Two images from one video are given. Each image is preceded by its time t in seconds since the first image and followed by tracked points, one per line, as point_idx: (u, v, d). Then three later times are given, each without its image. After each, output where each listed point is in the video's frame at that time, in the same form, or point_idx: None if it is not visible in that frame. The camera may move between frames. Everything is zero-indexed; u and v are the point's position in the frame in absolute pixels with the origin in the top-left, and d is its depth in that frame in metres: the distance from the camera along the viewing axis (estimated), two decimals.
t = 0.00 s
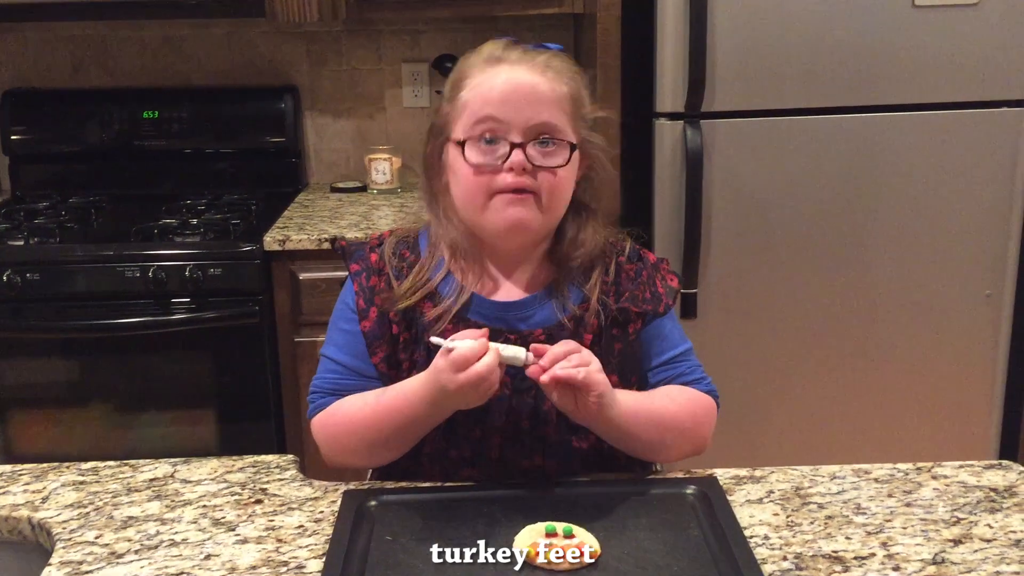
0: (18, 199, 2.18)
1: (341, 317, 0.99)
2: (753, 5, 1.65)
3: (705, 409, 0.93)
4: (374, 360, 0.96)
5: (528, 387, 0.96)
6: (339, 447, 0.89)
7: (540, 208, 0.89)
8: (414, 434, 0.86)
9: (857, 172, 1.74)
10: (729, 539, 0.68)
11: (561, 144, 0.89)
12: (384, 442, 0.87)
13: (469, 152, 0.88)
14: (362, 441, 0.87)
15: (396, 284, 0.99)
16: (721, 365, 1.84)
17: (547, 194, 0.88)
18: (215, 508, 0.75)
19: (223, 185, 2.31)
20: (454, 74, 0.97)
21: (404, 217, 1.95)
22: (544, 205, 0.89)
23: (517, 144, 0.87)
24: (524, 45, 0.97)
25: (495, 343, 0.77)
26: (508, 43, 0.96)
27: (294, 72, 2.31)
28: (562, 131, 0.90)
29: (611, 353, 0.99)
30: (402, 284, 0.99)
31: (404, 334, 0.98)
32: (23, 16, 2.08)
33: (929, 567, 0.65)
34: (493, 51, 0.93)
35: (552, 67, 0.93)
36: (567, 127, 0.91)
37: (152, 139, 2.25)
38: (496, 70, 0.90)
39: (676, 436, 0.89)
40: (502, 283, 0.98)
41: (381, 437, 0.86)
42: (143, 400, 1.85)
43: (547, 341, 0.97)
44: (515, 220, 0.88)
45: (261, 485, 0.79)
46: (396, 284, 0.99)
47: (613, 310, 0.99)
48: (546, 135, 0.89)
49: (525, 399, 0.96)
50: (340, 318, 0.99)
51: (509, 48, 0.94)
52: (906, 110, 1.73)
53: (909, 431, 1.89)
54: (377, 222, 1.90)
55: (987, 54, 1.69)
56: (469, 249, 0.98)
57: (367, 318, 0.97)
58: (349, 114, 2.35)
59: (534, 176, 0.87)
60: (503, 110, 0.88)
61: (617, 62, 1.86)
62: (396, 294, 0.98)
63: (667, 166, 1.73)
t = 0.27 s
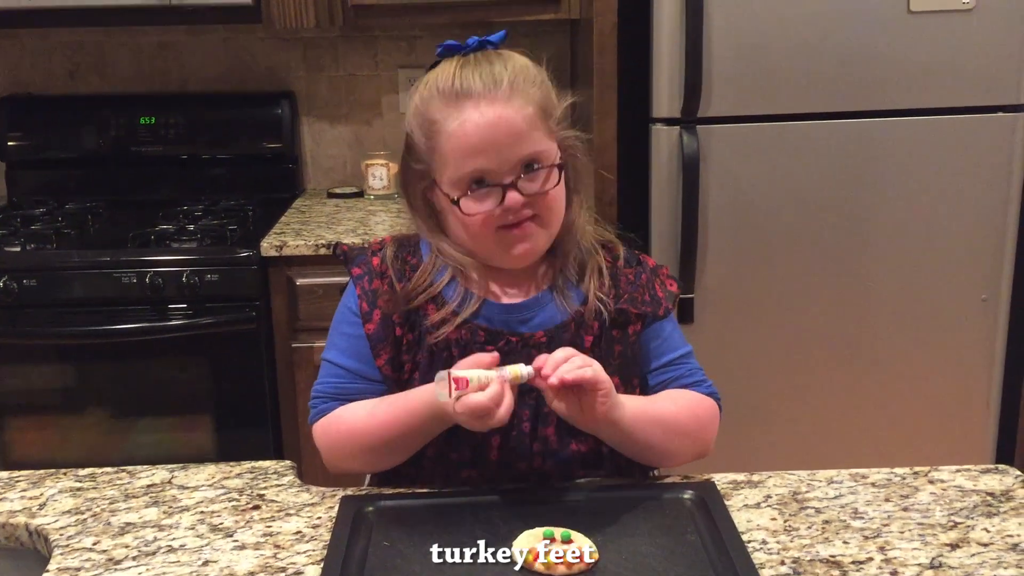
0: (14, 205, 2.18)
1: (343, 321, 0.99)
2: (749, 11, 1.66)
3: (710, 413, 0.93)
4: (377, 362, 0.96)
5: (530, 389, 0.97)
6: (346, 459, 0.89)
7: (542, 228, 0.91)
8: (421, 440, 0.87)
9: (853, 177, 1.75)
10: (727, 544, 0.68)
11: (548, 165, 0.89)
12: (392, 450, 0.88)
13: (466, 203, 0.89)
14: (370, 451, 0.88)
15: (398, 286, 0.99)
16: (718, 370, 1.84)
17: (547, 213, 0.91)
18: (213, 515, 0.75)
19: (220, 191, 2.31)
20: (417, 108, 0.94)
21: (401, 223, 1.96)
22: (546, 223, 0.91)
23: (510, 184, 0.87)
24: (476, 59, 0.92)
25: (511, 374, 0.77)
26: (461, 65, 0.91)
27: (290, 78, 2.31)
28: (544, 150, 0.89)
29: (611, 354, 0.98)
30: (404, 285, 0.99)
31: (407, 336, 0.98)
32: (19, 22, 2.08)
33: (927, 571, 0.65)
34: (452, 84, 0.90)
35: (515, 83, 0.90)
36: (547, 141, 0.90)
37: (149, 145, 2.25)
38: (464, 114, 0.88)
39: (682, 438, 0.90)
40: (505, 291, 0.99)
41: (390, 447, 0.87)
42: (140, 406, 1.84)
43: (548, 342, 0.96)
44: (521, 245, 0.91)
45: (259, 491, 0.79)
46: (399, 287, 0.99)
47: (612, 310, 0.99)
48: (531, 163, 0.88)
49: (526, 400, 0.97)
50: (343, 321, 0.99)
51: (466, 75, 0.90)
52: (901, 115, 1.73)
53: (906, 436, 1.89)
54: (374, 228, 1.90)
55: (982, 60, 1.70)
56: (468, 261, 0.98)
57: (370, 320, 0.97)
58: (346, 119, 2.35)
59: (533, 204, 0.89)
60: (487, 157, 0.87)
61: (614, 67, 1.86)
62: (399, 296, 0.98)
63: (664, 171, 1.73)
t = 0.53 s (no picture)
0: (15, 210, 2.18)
1: (342, 324, 0.99)
2: (748, 14, 1.66)
3: (711, 387, 0.93)
4: (377, 362, 0.96)
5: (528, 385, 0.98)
6: (347, 464, 0.88)
7: (540, 240, 0.92)
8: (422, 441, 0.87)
9: (853, 181, 1.75)
10: (729, 549, 0.68)
11: (544, 180, 0.90)
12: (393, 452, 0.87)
13: (465, 224, 0.90)
14: (371, 455, 0.87)
15: (397, 288, 0.99)
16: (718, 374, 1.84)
17: (543, 227, 0.91)
18: (214, 520, 0.75)
19: (220, 195, 2.31)
20: (409, 128, 0.94)
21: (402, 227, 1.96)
22: (544, 235, 0.92)
23: (508, 202, 0.88)
24: (465, 76, 0.92)
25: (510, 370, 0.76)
26: (451, 84, 0.91)
27: (291, 83, 2.32)
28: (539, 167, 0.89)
29: (607, 348, 0.99)
30: (402, 287, 0.99)
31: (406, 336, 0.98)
32: (20, 28, 2.08)
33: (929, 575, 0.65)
34: (444, 106, 0.89)
35: (507, 101, 0.89)
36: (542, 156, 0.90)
37: (149, 150, 2.25)
38: (458, 138, 0.88)
39: (685, 413, 0.89)
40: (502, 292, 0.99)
41: (391, 451, 0.87)
42: (140, 411, 1.84)
43: (544, 341, 0.96)
44: (520, 257, 0.92)
45: (260, 496, 0.79)
46: (398, 289, 0.99)
47: (602, 303, 0.99)
48: (528, 181, 0.88)
49: (524, 397, 0.98)
50: (342, 325, 0.99)
51: (457, 95, 0.90)
52: (901, 119, 1.73)
53: (907, 439, 1.89)
54: (375, 232, 1.90)
55: (982, 64, 1.70)
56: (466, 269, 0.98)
57: (369, 321, 0.97)
58: (346, 124, 2.35)
59: (529, 220, 0.89)
60: (484, 178, 0.87)
61: (614, 71, 1.86)
62: (397, 297, 0.98)
63: (664, 175, 1.73)
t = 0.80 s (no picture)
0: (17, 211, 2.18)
1: (342, 324, 1.00)
2: (750, 14, 1.66)
3: (705, 370, 0.91)
4: (376, 357, 0.96)
5: (522, 378, 0.97)
6: (340, 448, 0.88)
7: (529, 247, 0.92)
8: (411, 423, 0.85)
9: (854, 180, 1.75)
10: (731, 549, 0.68)
11: (534, 189, 0.89)
12: (383, 435, 0.86)
13: (455, 228, 0.90)
14: (361, 437, 0.86)
15: (393, 285, 1.00)
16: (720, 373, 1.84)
17: (533, 236, 0.91)
18: (216, 519, 0.75)
19: (223, 196, 2.31)
20: (406, 133, 0.94)
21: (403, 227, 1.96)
22: (534, 244, 0.92)
23: (498, 211, 0.87)
24: (461, 85, 0.92)
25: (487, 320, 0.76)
26: (446, 93, 0.92)
27: (293, 83, 2.32)
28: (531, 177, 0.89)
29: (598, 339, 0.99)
30: (399, 284, 1.00)
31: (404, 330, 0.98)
32: (22, 28, 2.08)
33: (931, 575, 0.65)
34: (438, 116, 0.90)
35: (501, 111, 0.89)
36: (535, 167, 0.90)
37: (152, 150, 2.26)
38: (451, 146, 0.88)
39: (672, 387, 0.88)
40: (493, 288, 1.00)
41: (378, 431, 0.85)
42: (143, 411, 1.84)
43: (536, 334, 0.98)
44: (508, 262, 0.92)
45: (262, 495, 0.79)
46: (394, 286, 1.00)
47: (591, 294, 1.00)
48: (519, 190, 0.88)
49: (518, 392, 0.97)
50: (342, 324, 1.00)
51: (453, 103, 0.90)
52: (903, 118, 1.73)
53: (908, 439, 1.89)
54: (376, 231, 1.90)
55: (984, 63, 1.70)
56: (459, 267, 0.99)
57: (366, 318, 0.98)
58: (348, 124, 2.35)
59: (519, 229, 0.89)
60: (474, 186, 0.87)
61: (615, 71, 1.86)
62: (394, 293, 0.99)
63: (666, 175, 1.73)
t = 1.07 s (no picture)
0: (16, 187, 2.17)
1: (348, 294, 1.00)
2: None
3: (695, 367, 0.91)
4: (382, 327, 0.95)
5: (522, 359, 0.96)
6: (353, 416, 0.88)
7: (532, 224, 0.92)
8: (423, 383, 0.85)
9: (857, 164, 1.74)
10: (728, 531, 0.68)
11: (574, 185, 0.91)
12: (392, 399, 0.86)
13: (494, 160, 0.90)
14: (367, 401, 0.87)
15: (402, 257, 1.01)
16: (720, 356, 1.84)
17: (544, 217, 0.92)
18: (214, 497, 0.75)
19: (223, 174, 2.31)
20: (518, 70, 0.96)
21: (404, 206, 1.95)
22: (541, 223, 0.92)
23: (535, 170, 0.89)
24: (600, 81, 0.96)
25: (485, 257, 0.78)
26: (580, 70, 0.95)
27: (294, 61, 2.30)
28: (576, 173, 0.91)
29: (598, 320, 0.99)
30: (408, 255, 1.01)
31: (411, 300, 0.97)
32: (21, 3, 2.07)
33: (928, 558, 0.65)
34: (549, 76, 0.93)
35: (605, 116, 0.94)
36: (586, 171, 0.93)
37: (152, 127, 2.25)
38: (558, 96, 0.90)
39: (665, 372, 0.88)
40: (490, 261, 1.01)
41: (384, 394, 0.86)
42: (142, 388, 1.85)
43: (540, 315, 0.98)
44: (505, 228, 0.92)
45: (260, 473, 0.79)
46: (404, 258, 1.01)
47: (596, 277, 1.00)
48: (560, 174, 0.90)
49: (519, 372, 0.96)
50: (348, 294, 1.00)
51: (585, 80, 0.93)
52: (907, 102, 1.72)
53: (906, 423, 1.89)
54: (377, 211, 1.90)
55: (989, 47, 1.69)
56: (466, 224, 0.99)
57: (374, 288, 0.98)
58: (349, 103, 2.34)
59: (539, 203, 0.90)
60: (541, 141, 0.88)
61: (618, 52, 1.85)
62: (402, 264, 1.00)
63: (668, 157, 1.72)
